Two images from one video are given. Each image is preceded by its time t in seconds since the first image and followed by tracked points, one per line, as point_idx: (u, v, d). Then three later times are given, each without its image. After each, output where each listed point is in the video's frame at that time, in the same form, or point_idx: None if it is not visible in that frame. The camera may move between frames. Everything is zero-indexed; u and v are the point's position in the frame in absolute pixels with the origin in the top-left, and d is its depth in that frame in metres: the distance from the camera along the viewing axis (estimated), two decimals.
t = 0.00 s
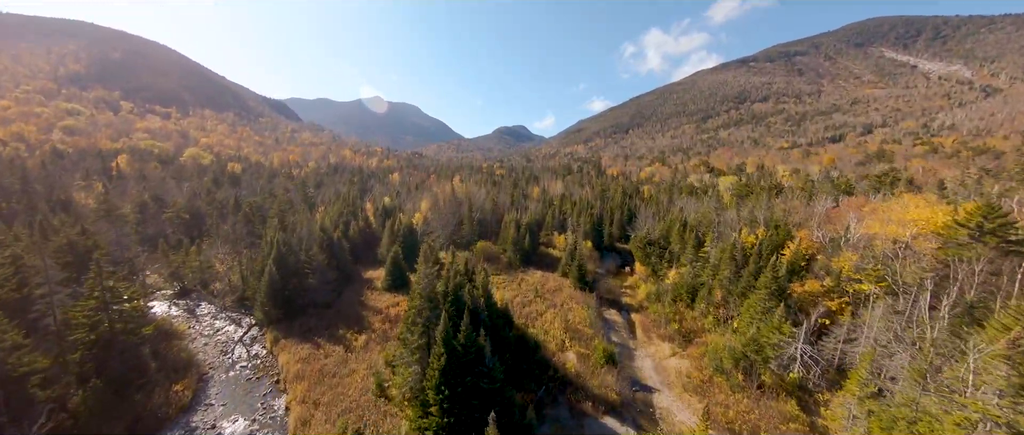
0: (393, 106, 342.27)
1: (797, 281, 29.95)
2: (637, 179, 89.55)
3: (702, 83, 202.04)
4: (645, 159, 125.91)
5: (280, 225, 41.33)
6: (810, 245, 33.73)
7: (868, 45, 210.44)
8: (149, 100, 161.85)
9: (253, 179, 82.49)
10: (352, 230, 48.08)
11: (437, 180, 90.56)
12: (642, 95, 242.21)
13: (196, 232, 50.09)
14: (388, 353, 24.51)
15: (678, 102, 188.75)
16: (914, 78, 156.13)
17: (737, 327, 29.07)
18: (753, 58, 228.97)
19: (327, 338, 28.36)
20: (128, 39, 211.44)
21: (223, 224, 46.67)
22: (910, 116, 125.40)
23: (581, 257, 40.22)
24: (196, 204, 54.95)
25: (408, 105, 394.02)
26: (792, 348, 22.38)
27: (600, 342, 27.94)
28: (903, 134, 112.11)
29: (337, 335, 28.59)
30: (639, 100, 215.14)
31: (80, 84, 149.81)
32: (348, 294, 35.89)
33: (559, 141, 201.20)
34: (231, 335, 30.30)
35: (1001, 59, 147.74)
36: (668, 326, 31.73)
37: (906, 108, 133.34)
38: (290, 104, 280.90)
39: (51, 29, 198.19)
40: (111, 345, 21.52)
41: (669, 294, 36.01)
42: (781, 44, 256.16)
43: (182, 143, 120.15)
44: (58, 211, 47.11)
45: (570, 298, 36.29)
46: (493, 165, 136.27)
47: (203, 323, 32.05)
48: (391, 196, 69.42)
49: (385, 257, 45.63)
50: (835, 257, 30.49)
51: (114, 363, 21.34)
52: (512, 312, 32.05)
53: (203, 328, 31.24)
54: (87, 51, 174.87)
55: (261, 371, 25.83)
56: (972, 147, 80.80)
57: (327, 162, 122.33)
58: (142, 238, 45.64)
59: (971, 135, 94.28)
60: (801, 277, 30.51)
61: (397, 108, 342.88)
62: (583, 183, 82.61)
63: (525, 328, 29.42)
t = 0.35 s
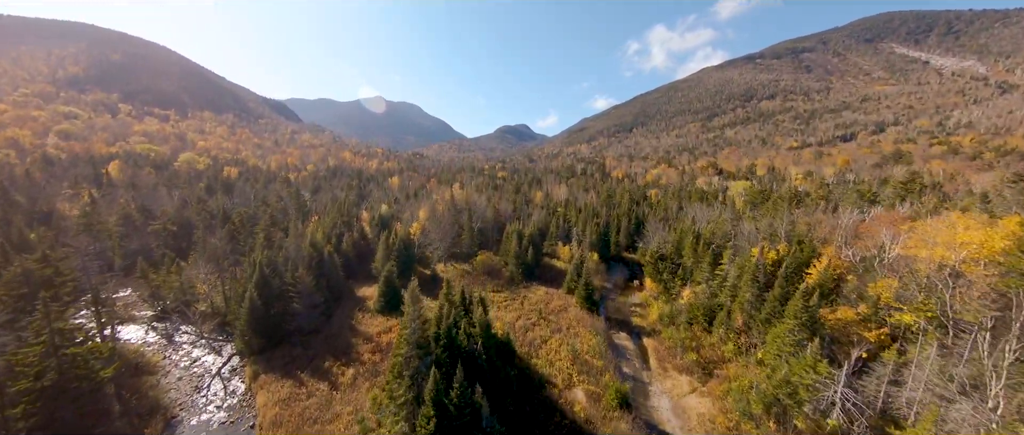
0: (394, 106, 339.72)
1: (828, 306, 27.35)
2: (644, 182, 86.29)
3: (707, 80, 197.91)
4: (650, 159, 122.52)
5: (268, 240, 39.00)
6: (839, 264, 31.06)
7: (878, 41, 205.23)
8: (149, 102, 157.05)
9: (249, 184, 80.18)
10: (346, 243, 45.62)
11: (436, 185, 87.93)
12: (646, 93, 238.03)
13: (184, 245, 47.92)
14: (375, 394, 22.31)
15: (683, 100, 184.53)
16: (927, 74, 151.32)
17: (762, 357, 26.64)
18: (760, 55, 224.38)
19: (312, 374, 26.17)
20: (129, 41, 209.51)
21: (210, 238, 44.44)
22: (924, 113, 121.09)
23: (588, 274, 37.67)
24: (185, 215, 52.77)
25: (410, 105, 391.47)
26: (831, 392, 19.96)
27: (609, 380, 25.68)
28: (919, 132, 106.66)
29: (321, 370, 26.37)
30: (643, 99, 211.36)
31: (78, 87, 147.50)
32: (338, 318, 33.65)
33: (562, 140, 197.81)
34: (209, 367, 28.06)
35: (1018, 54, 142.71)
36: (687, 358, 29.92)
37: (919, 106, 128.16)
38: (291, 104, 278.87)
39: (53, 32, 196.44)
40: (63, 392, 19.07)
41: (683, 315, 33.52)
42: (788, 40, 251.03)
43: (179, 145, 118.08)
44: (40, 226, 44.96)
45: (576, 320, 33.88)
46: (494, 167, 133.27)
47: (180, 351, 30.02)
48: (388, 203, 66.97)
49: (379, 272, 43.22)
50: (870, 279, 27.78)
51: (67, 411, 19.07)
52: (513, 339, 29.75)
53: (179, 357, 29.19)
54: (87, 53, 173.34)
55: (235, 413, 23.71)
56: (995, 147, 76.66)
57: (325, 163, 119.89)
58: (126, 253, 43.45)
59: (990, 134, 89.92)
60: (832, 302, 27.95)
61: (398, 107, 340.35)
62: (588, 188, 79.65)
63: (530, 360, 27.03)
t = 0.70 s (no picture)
0: (396, 105, 336.67)
1: (868, 341, 24.74)
2: (650, 186, 82.72)
3: (714, 77, 193.11)
4: (656, 159, 118.43)
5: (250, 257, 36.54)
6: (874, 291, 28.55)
7: (890, 36, 199.82)
8: (148, 104, 153.21)
9: (242, 190, 77.48)
10: (337, 259, 42.92)
11: (436, 190, 84.91)
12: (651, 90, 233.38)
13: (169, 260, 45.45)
14: None
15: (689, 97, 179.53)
16: (942, 70, 146.08)
17: (797, 399, 24.10)
18: (767, 52, 219.46)
19: (291, 419, 23.81)
20: (130, 42, 207.12)
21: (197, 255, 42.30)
22: (939, 111, 114.57)
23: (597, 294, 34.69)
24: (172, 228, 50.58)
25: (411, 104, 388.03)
26: None
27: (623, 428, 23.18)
28: (936, 132, 100.46)
29: (301, 415, 24.03)
30: (648, 97, 206.99)
31: (76, 89, 145.06)
32: (325, 348, 31.20)
33: (565, 139, 194.01)
34: (180, 408, 26.01)
35: None
36: (710, 396, 27.21)
37: (934, 103, 121.13)
38: (291, 104, 276.12)
39: (54, 35, 194.02)
40: None
41: (701, 343, 30.89)
42: (796, 36, 245.54)
43: (176, 148, 115.79)
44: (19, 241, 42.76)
45: (583, 349, 31.34)
46: (495, 168, 129.80)
47: (151, 388, 28.02)
48: (385, 211, 64.26)
49: (373, 290, 40.61)
50: (915, 313, 25.22)
51: None
52: (515, 372, 27.20)
53: (149, 395, 27.15)
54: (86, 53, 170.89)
55: None
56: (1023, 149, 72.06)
57: (324, 165, 117.13)
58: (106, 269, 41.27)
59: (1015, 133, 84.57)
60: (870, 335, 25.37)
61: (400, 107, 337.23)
62: (593, 192, 76.36)
63: (534, 401, 24.32)
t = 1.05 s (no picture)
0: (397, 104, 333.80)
1: (919, 385, 21.91)
2: (658, 189, 79.35)
3: (721, 73, 188.59)
4: (663, 159, 114.57)
5: (232, 277, 34.11)
6: (917, 322, 25.80)
7: (902, 31, 194.58)
8: (145, 106, 149.93)
9: (235, 197, 74.80)
10: (327, 277, 40.28)
11: (435, 194, 82.12)
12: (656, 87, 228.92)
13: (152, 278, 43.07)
14: None
15: (695, 94, 174.11)
16: (957, 65, 140.92)
17: None
18: (776, 48, 214.68)
19: None
20: (129, 43, 204.26)
21: (180, 274, 39.99)
22: (957, 109, 106.95)
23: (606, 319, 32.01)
24: (157, 242, 48.28)
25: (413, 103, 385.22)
26: None
27: None
28: (954, 131, 93.77)
29: None
30: (652, 94, 202.76)
31: (73, 90, 142.26)
32: (309, 382, 28.85)
33: (568, 138, 190.23)
34: None
35: None
36: None
37: (951, 100, 113.63)
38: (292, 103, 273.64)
39: (52, 36, 191.07)
40: None
41: (723, 376, 28.60)
42: (805, 32, 240.16)
43: (171, 150, 113.30)
44: None
45: (590, 384, 28.89)
46: (496, 170, 126.35)
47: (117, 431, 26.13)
48: (381, 220, 61.67)
49: (365, 312, 38.04)
50: (970, 350, 22.36)
51: None
52: (518, 412, 24.77)
53: None
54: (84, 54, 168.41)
55: None
56: None
57: (322, 166, 114.28)
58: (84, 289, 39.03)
59: None
60: (918, 375, 22.51)
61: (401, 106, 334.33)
62: (598, 197, 73.31)
63: None
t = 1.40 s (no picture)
0: (399, 103, 331.16)
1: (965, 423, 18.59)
2: (666, 194, 76.07)
3: (728, 70, 184.13)
4: (670, 159, 110.90)
5: (213, 300, 31.83)
6: (968, 359, 22.83)
7: (916, 26, 189.23)
8: (143, 108, 146.80)
9: (228, 203, 72.30)
10: (316, 298, 37.81)
11: (435, 200, 79.39)
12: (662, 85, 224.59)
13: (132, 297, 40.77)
14: None
15: (701, 91, 169.62)
16: (975, 60, 135.80)
17: None
18: (785, 44, 209.79)
19: None
20: (130, 43, 202.13)
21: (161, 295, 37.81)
22: (977, 106, 99.77)
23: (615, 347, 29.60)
24: (141, 256, 46.05)
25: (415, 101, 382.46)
26: None
27: None
28: (972, 131, 87.38)
29: None
30: (658, 92, 198.65)
31: (70, 92, 139.38)
32: (290, 423, 26.56)
33: (572, 137, 186.55)
34: None
35: None
36: None
37: (969, 97, 106.56)
38: (293, 103, 271.51)
39: (51, 37, 188.67)
40: None
41: (748, 416, 26.20)
42: (815, 27, 234.56)
43: (168, 153, 110.90)
44: None
45: (598, 424, 26.47)
46: (498, 172, 123.08)
47: None
48: (378, 230, 59.18)
49: (357, 337, 35.68)
50: None
51: None
52: None
53: None
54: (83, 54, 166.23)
55: None
56: None
57: (320, 167, 111.54)
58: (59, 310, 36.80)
59: None
60: (974, 427, 18.28)
61: (403, 104, 331.72)
62: (603, 201, 70.32)
63: None
